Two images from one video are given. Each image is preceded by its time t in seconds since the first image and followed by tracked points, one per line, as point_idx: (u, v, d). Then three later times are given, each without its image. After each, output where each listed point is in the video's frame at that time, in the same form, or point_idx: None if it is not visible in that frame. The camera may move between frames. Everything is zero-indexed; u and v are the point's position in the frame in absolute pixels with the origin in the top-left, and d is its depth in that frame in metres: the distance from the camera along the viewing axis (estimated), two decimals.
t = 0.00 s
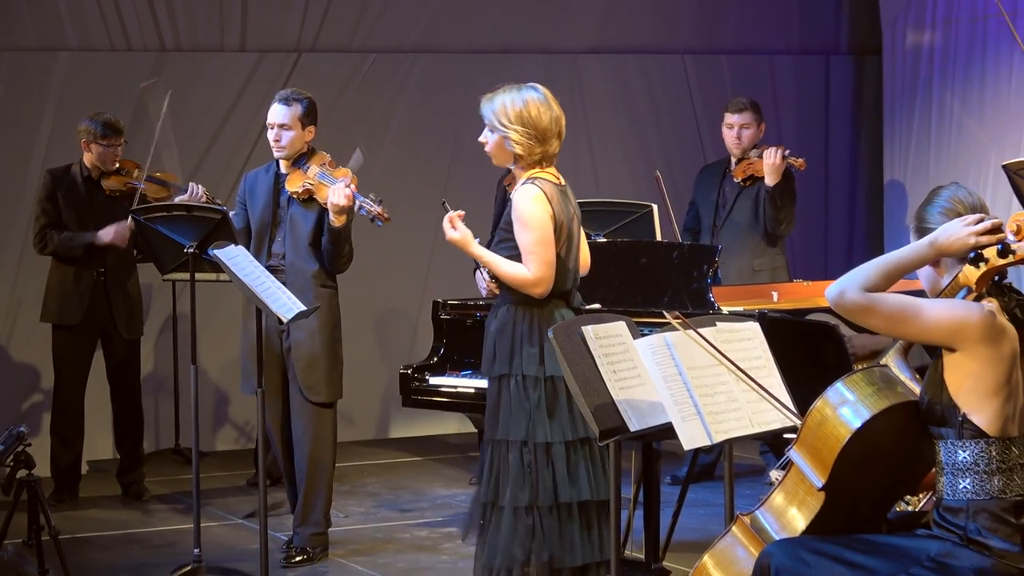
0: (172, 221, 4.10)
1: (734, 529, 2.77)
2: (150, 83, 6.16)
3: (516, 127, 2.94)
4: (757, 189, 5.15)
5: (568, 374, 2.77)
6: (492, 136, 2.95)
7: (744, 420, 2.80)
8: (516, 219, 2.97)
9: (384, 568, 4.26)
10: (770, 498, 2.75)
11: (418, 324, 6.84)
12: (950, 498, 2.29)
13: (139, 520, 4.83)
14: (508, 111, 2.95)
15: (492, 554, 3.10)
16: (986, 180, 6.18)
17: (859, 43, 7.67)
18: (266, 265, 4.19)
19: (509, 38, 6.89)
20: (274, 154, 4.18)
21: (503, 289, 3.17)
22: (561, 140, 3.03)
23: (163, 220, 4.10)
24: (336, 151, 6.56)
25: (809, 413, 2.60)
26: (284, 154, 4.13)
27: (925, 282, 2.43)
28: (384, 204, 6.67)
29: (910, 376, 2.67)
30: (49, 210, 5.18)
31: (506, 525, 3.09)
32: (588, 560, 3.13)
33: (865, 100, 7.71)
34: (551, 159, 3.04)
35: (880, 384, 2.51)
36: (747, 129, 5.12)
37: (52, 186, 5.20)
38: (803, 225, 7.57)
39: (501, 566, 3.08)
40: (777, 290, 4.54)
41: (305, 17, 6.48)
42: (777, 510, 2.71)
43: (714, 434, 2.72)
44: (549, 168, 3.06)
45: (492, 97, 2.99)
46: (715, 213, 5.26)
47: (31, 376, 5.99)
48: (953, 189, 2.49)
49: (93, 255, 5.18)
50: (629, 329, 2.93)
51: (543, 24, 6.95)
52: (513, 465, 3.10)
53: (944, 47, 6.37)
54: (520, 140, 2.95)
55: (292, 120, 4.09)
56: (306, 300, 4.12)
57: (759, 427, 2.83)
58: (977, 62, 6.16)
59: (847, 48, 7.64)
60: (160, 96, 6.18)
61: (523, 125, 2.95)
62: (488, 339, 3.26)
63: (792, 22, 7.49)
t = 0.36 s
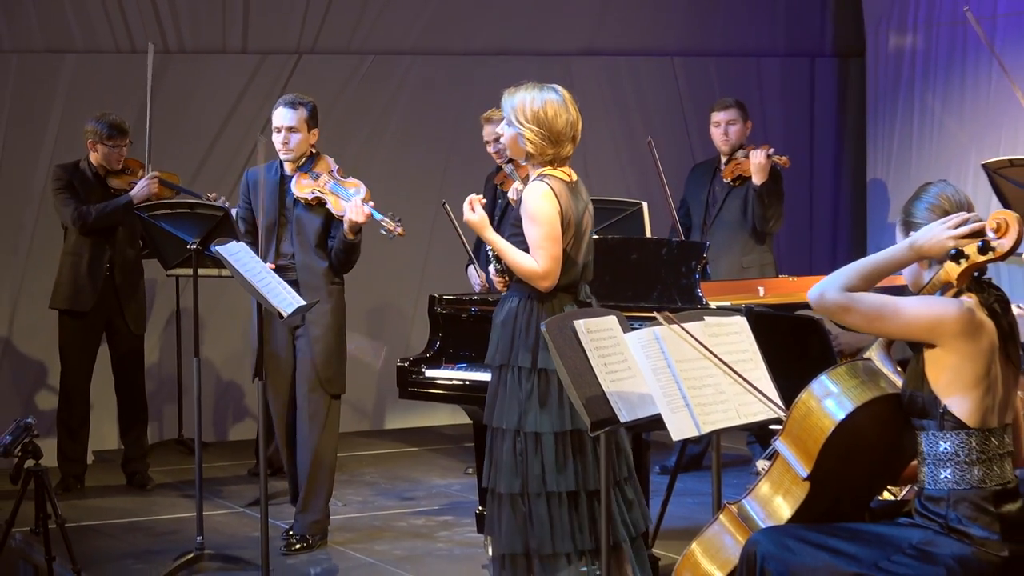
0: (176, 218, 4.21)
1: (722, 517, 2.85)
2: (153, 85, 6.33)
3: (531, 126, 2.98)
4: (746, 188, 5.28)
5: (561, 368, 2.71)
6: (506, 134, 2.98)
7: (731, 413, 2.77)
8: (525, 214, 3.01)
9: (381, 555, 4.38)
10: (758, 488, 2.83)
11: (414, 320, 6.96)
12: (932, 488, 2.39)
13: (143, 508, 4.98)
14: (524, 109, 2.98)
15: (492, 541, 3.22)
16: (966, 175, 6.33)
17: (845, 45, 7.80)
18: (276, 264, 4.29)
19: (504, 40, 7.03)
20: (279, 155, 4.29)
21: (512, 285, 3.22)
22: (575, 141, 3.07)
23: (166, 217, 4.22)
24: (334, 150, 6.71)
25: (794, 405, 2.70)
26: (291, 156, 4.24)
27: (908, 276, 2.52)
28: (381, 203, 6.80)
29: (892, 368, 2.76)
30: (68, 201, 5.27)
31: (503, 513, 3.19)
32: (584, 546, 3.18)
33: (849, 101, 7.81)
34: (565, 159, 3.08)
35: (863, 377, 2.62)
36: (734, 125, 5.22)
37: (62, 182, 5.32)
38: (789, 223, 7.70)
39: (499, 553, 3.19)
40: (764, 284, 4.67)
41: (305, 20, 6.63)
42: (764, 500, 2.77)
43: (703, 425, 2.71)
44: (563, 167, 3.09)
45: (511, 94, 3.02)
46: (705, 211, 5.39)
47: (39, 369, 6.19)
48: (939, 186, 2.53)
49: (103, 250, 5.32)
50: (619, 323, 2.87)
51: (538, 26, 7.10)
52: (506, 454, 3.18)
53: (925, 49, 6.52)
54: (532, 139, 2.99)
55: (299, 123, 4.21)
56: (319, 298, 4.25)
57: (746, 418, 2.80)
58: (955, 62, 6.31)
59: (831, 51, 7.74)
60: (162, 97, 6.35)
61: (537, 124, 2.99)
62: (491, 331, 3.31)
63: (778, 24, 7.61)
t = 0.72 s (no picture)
0: (172, 216, 4.33)
1: (702, 506, 2.86)
2: (149, 86, 6.46)
3: (542, 126, 3.11)
4: (726, 189, 5.41)
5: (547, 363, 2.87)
6: (518, 132, 3.12)
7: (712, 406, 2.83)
8: (532, 207, 3.13)
9: (372, 543, 4.54)
10: (737, 478, 2.84)
11: (404, 316, 7.10)
12: (906, 478, 2.50)
13: (141, 499, 5.11)
14: (537, 110, 3.11)
15: (486, 522, 3.37)
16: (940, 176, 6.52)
17: (822, 48, 7.92)
18: (295, 258, 4.47)
19: (493, 43, 7.16)
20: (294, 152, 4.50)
21: (531, 280, 3.28)
22: (587, 143, 3.20)
23: (164, 215, 4.33)
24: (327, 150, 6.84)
25: (773, 398, 2.73)
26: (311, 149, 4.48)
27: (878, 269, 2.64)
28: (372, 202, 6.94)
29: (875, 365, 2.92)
30: (75, 197, 5.35)
31: (500, 497, 3.34)
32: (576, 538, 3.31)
33: (825, 103, 7.95)
34: (577, 159, 3.20)
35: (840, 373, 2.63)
36: (716, 130, 5.34)
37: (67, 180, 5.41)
38: (768, 222, 7.87)
39: (491, 534, 3.35)
40: (743, 281, 4.81)
41: (298, 22, 6.75)
42: (743, 489, 2.80)
43: (683, 417, 2.78)
44: (577, 167, 3.21)
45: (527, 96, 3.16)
46: (688, 209, 5.54)
47: (41, 362, 6.31)
48: (924, 180, 2.59)
49: (105, 247, 5.43)
50: (603, 319, 3.02)
51: (527, 30, 7.23)
52: (509, 443, 3.33)
53: (900, 54, 6.69)
54: (543, 138, 3.12)
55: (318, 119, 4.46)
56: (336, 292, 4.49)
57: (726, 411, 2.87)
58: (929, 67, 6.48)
59: (809, 53, 7.88)
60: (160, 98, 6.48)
61: (549, 124, 3.11)
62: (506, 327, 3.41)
63: (757, 29, 7.75)
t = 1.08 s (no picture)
0: (163, 214, 4.47)
1: (680, 498, 2.97)
2: (141, 89, 6.59)
3: (548, 124, 3.15)
4: (703, 189, 5.55)
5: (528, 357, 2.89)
6: (524, 130, 3.15)
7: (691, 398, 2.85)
8: (542, 200, 3.15)
9: (359, 533, 4.73)
10: (713, 469, 2.95)
11: (390, 313, 7.26)
12: (879, 468, 2.52)
13: (134, 489, 5.24)
14: (543, 109, 3.15)
15: (514, 514, 3.40)
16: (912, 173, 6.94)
17: (796, 52, 8.07)
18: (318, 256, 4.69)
19: (477, 47, 7.29)
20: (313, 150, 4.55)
21: (536, 273, 3.30)
22: (591, 139, 3.24)
23: (156, 214, 4.49)
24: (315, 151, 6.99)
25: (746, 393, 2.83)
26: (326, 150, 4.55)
27: (849, 267, 2.60)
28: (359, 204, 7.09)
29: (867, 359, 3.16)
30: (71, 196, 5.49)
31: (527, 488, 3.39)
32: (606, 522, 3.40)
33: (799, 106, 8.12)
34: (581, 156, 3.24)
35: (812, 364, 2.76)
36: (695, 134, 5.47)
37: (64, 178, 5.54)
38: (743, 222, 8.00)
39: (522, 524, 3.38)
40: (720, 278, 4.95)
41: (287, 26, 6.88)
42: (719, 480, 2.92)
43: (662, 410, 2.80)
44: (581, 163, 3.25)
45: (530, 96, 3.19)
46: (667, 209, 5.69)
47: (37, 357, 6.44)
48: (896, 180, 2.61)
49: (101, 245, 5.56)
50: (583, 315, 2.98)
51: (511, 34, 7.36)
52: (530, 434, 3.36)
53: (872, 58, 7.12)
54: (550, 135, 3.16)
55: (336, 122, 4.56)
56: (360, 286, 4.69)
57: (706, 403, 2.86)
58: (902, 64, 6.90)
59: (784, 57, 8.02)
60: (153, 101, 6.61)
61: (556, 121, 3.15)
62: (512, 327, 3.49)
63: (734, 32, 7.89)
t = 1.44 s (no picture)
0: (156, 213, 4.65)
1: (657, 489, 3.00)
2: (132, 90, 6.72)
3: (531, 125, 3.26)
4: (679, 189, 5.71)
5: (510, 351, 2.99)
6: (508, 132, 3.25)
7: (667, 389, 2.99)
8: (527, 201, 3.28)
9: (345, 523, 4.87)
10: (688, 461, 2.99)
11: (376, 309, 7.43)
12: (852, 460, 2.61)
13: (125, 481, 5.37)
14: (526, 111, 3.26)
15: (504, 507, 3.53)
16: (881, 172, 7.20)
17: (769, 55, 8.29)
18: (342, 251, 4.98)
19: (460, 50, 7.47)
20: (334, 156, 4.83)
21: (512, 268, 3.42)
22: (571, 140, 3.35)
23: (148, 212, 4.66)
24: (302, 152, 7.14)
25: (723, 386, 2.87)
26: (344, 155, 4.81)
27: (821, 264, 2.68)
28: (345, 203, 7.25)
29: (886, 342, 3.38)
30: (64, 195, 5.62)
31: (516, 480, 3.51)
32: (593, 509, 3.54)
33: (772, 107, 8.33)
34: (560, 156, 3.35)
35: (784, 358, 2.79)
36: (671, 135, 5.60)
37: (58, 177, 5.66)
38: (718, 220, 8.19)
39: (513, 516, 3.52)
40: (695, 275, 5.11)
41: (275, 30, 7.03)
42: (695, 472, 2.94)
43: (639, 402, 2.93)
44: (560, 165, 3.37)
45: (512, 99, 3.30)
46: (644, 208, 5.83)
47: (31, 352, 6.56)
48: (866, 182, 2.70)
49: (94, 244, 5.68)
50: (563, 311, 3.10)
51: (494, 39, 7.55)
52: (517, 427, 3.48)
53: (844, 60, 7.40)
54: (534, 135, 3.26)
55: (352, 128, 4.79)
56: (376, 284, 4.89)
57: (682, 396, 2.99)
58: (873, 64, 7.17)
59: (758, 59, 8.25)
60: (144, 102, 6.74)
61: (539, 123, 3.26)
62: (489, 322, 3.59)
63: (708, 36, 8.10)
